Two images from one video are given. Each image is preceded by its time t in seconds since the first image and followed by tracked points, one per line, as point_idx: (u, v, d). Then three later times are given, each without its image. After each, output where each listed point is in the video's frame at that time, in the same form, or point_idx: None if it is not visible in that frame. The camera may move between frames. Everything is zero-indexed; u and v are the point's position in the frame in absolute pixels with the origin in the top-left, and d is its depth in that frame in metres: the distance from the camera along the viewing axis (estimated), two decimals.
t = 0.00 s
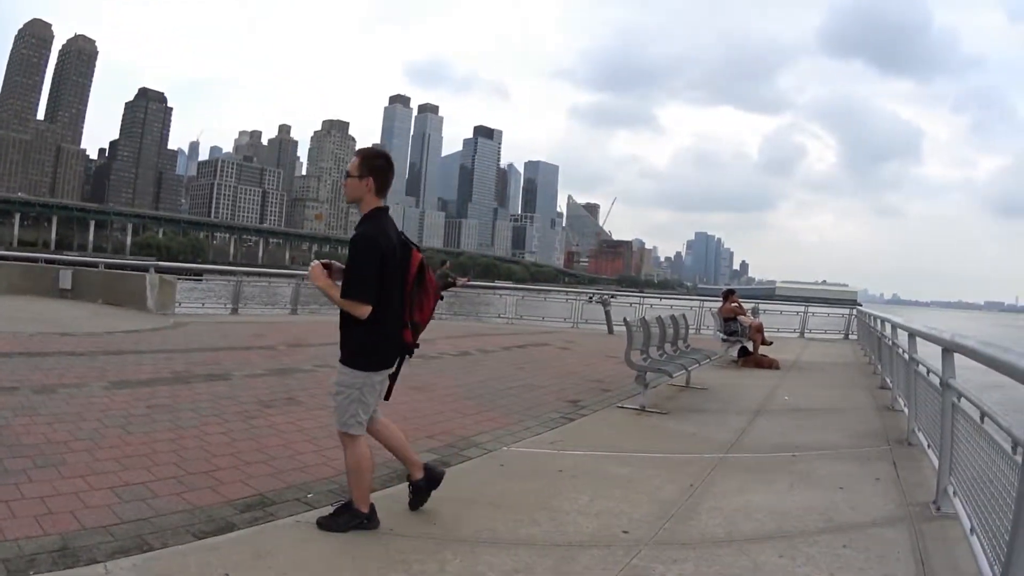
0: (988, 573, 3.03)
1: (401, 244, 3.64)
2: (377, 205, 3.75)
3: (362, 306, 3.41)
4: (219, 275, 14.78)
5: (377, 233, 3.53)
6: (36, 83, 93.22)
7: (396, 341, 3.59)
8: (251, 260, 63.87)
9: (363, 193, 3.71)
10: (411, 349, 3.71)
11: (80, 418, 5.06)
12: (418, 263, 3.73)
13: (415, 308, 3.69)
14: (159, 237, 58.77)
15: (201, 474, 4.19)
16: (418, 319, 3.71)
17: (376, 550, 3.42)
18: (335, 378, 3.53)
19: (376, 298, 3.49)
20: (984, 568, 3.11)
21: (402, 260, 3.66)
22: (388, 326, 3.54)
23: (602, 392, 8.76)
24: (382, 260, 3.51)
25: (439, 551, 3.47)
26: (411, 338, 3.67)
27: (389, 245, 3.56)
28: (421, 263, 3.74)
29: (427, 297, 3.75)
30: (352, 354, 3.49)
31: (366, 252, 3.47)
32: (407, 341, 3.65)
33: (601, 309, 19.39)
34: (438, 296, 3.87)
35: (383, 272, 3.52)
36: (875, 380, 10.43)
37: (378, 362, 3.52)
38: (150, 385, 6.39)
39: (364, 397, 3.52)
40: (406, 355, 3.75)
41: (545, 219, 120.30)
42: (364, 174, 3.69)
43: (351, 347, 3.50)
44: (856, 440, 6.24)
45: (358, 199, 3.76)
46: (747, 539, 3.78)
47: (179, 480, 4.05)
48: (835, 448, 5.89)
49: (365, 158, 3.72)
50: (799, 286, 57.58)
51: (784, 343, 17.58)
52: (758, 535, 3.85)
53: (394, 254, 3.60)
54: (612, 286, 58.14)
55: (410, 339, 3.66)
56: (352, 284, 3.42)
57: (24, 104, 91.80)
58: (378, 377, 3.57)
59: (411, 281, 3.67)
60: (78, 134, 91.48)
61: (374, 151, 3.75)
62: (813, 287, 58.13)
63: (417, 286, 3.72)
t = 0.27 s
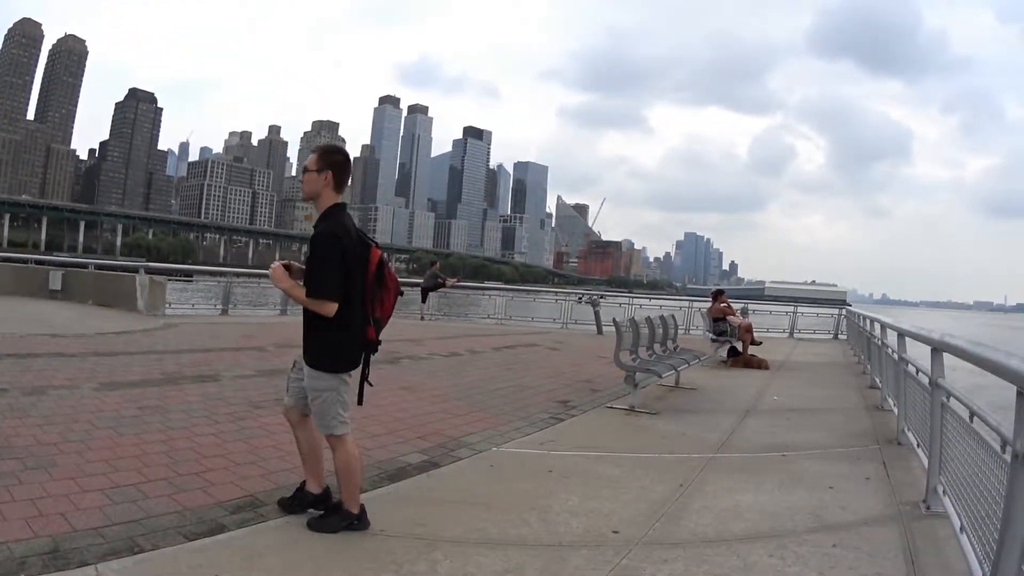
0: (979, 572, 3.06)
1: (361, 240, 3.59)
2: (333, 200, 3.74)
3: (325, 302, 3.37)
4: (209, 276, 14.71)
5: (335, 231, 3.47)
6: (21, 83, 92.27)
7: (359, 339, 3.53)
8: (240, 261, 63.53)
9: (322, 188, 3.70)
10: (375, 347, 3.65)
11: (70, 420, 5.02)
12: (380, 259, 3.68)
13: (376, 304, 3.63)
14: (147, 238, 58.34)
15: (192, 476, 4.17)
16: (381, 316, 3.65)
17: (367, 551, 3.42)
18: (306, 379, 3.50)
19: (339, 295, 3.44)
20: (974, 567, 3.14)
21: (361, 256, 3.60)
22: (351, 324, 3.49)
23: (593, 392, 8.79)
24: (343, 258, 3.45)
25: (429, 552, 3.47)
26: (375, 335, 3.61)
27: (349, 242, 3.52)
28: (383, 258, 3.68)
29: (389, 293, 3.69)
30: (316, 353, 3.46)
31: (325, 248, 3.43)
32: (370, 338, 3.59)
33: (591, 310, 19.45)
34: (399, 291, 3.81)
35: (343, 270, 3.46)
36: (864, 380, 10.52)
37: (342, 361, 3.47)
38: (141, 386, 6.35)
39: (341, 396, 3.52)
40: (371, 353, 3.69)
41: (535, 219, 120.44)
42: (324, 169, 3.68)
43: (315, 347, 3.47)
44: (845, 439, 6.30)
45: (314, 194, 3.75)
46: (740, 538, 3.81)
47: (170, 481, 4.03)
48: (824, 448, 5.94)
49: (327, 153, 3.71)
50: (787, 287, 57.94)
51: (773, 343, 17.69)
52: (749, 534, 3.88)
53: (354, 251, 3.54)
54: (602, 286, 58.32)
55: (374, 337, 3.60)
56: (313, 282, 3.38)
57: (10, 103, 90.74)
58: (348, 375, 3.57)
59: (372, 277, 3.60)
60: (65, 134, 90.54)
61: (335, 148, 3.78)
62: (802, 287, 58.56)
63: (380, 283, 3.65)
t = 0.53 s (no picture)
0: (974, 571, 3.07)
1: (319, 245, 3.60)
2: (293, 204, 3.75)
3: (284, 305, 3.37)
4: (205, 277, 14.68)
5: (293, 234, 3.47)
6: (14, 84, 91.83)
7: (315, 343, 3.54)
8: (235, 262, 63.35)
9: (282, 191, 3.70)
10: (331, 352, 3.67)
11: (66, 422, 5.00)
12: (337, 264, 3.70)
13: (331, 310, 3.66)
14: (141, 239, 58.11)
15: (188, 477, 4.16)
16: (336, 321, 3.67)
17: (362, 551, 3.42)
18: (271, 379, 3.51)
19: (296, 298, 3.45)
20: (970, 565, 3.16)
21: (318, 262, 3.61)
22: (308, 329, 3.51)
23: (588, 392, 8.80)
24: (301, 263, 3.46)
25: (425, 552, 3.48)
26: (331, 340, 3.62)
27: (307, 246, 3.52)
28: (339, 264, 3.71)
29: (345, 299, 3.72)
30: (273, 357, 3.47)
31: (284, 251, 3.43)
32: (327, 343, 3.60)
33: (586, 310, 19.48)
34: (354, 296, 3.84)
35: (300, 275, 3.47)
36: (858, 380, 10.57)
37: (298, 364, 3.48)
38: (136, 388, 6.33)
39: (305, 397, 3.52)
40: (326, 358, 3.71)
41: (530, 220, 120.49)
42: (285, 172, 3.69)
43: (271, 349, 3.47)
44: (840, 439, 6.32)
45: (275, 197, 3.74)
46: (737, 537, 3.82)
47: (166, 483, 4.02)
48: (820, 447, 5.96)
49: (289, 157, 3.72)
50: (781, 286, 58.14)
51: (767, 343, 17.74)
52: (746, 534, 3.89)
53: (310, 256, 3.54)
54: (596, 287, 58.35)
55: (330, 342, 3.62)
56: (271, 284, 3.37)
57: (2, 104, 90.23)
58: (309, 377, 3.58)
59: (328, 282, 3.61)
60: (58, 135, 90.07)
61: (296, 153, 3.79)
62: (796, 286, 58.71)
63: (335, 288, 3.68)
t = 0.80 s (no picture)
0: (975, 569, 3.07)
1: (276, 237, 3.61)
2: (253, 199, 3.76)
3: (236, 293, 3.38)
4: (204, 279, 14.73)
5: (250, 226, 3.49)
6: (14, 87, 91.98)
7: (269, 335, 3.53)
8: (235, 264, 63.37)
9: (242, 186, 3.71)
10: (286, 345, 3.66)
11: (66, 424, 5.00)
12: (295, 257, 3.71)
13: (288, 303, 3.65)
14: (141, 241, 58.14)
15: (188, 479, 4.16)
16: (293, 314, 3.67)
17: (363, 552, 3.41)
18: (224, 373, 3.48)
19: (250, 288, 3.45)
20: (970, 563, 3.15)
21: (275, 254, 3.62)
22: (262, 319, 3.49)
23: (588, 392, 8.80)
24: (256, 253, 3.47)
25: (426, 553, 3.47)
26: (285, 333, 3.62)
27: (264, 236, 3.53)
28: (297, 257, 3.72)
29: (302, 293, 3.72)
30: (226, 347, 3.46)
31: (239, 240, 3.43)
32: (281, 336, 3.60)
33: (586, 310, 19.47)
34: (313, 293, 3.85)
35: (255, 265, 3.47)
36: (858, 378, 10.56)
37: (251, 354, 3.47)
38: (136, 390, 6.33)
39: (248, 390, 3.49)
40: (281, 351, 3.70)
41: (530, 220, 120.51)
42: (245, 167, 3.71)
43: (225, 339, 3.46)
44: (842, 438, 6.31)
45: (234, 192, 3.76)
46: (737, 537, 3.82)
47: (167, 485, 4.01)
48: (821, 446, 5.96)
49: (248, 152, 3.74)
50: (782, 286, 58.08)
51: (768, 342, 17.73)
52: (748, 533, 3.89)
53: (266, 247, 3.55)
54: (597, 287, 58.34)
55: (284, 335, 3.62)
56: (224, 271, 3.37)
57: (3, 107, 90.34)
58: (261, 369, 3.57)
59: (285, 275, 3.62)
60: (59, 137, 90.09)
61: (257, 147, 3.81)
62: (797, 286, 58.66)
63: (293, 282, 3.68)
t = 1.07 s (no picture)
0: (983, 567, 3.04)
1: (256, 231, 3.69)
2: (234, 194, 3.76)
3: (219, 286, 3.43)
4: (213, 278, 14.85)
5: (231, 219, 3.55)
6: (26, 88, 92.86)
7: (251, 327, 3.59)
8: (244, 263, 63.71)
9: (221, 181, 3.72)
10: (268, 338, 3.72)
11: (76, 422, 5.04)
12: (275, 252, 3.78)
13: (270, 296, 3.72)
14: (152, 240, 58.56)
15: (196, 477, 4.19)
16: (274, 307, 3.74)
17: (371, 550, 3.42)
18: (196, 360, 3.51)
19: (231, 280, 3.51)
20: (978, 562, 3.13)
21: (256, 248, 3.69)
22: (244, 311, 3.55)
23: (595, 391, 8.78)
24: (236, 246, 3.54)
25: (434, 550, 3.47)
26: (267, 326, 3.68)
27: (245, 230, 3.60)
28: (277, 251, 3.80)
29: (283, 287, 3.79)
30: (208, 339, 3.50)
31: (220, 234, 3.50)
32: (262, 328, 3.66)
33: (594, 309, 19.44)
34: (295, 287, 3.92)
35: (235, 258, 3.54)
36: (868, 376, 10.49)
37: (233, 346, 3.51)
38: (146, 388, 6.38)
39: (216, 382, 3.50)
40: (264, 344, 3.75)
41: (538, 218, 120.47)
42: (223, 163, 3.72)
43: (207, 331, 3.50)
44: (851, 436, 6.27)
45: (213, 188, 3.76)
46: (744, 536, 3.80)
47: (174, 483, 4.04)
48: (831, 445, 5.92)
49: (225, 148, 3.75)
50: (792, 284, 57.74)
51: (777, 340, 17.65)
52: (755, 532, 3.87)
53: (247, 241, 3.62)
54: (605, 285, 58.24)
55: (266, 327, 3.68)
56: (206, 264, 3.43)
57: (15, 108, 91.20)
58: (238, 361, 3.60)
59: (265, 268, 3.70)
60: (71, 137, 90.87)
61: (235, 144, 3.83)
62: (806, 284, 58.43)
63: (273, 276, 3.76)
